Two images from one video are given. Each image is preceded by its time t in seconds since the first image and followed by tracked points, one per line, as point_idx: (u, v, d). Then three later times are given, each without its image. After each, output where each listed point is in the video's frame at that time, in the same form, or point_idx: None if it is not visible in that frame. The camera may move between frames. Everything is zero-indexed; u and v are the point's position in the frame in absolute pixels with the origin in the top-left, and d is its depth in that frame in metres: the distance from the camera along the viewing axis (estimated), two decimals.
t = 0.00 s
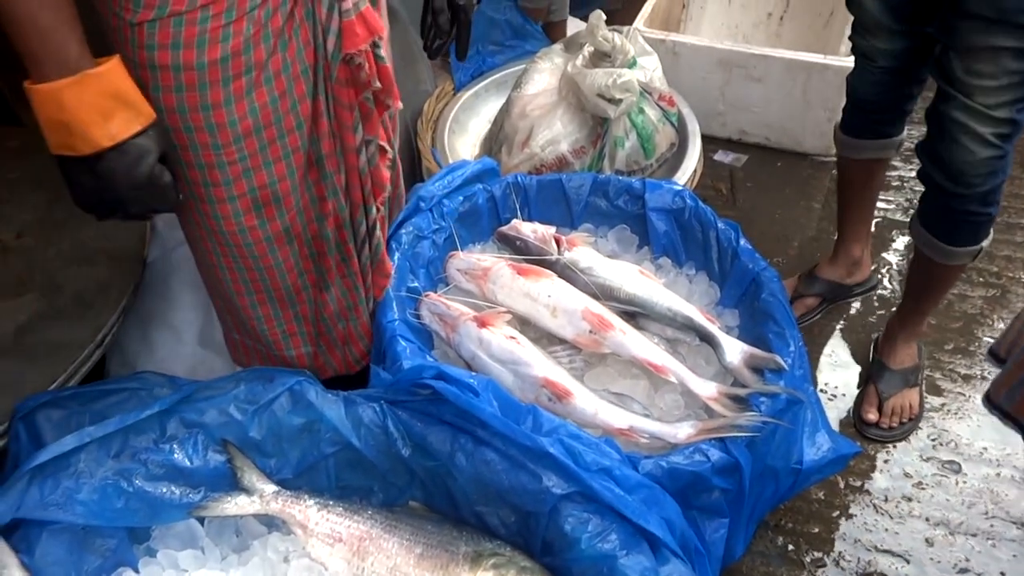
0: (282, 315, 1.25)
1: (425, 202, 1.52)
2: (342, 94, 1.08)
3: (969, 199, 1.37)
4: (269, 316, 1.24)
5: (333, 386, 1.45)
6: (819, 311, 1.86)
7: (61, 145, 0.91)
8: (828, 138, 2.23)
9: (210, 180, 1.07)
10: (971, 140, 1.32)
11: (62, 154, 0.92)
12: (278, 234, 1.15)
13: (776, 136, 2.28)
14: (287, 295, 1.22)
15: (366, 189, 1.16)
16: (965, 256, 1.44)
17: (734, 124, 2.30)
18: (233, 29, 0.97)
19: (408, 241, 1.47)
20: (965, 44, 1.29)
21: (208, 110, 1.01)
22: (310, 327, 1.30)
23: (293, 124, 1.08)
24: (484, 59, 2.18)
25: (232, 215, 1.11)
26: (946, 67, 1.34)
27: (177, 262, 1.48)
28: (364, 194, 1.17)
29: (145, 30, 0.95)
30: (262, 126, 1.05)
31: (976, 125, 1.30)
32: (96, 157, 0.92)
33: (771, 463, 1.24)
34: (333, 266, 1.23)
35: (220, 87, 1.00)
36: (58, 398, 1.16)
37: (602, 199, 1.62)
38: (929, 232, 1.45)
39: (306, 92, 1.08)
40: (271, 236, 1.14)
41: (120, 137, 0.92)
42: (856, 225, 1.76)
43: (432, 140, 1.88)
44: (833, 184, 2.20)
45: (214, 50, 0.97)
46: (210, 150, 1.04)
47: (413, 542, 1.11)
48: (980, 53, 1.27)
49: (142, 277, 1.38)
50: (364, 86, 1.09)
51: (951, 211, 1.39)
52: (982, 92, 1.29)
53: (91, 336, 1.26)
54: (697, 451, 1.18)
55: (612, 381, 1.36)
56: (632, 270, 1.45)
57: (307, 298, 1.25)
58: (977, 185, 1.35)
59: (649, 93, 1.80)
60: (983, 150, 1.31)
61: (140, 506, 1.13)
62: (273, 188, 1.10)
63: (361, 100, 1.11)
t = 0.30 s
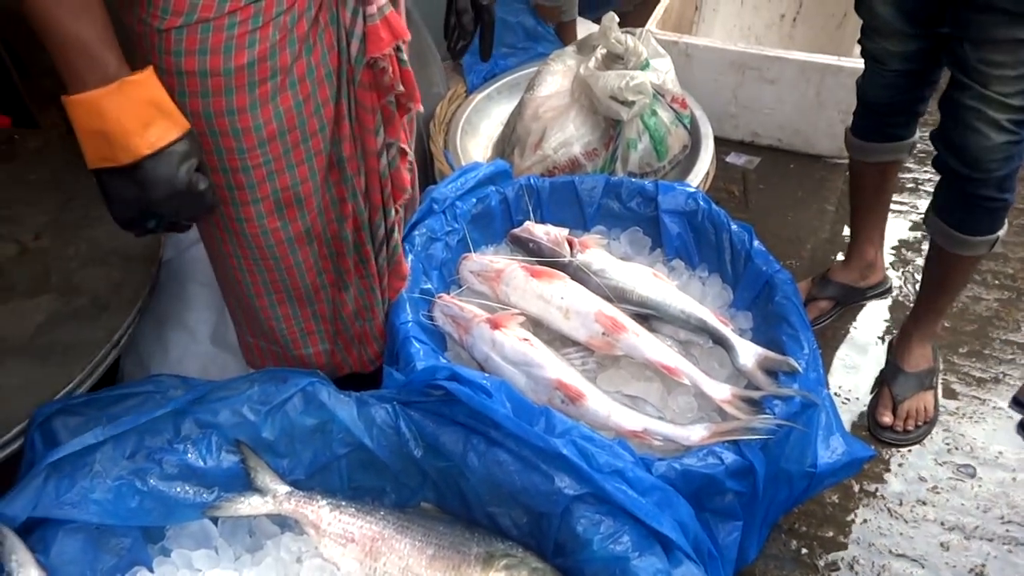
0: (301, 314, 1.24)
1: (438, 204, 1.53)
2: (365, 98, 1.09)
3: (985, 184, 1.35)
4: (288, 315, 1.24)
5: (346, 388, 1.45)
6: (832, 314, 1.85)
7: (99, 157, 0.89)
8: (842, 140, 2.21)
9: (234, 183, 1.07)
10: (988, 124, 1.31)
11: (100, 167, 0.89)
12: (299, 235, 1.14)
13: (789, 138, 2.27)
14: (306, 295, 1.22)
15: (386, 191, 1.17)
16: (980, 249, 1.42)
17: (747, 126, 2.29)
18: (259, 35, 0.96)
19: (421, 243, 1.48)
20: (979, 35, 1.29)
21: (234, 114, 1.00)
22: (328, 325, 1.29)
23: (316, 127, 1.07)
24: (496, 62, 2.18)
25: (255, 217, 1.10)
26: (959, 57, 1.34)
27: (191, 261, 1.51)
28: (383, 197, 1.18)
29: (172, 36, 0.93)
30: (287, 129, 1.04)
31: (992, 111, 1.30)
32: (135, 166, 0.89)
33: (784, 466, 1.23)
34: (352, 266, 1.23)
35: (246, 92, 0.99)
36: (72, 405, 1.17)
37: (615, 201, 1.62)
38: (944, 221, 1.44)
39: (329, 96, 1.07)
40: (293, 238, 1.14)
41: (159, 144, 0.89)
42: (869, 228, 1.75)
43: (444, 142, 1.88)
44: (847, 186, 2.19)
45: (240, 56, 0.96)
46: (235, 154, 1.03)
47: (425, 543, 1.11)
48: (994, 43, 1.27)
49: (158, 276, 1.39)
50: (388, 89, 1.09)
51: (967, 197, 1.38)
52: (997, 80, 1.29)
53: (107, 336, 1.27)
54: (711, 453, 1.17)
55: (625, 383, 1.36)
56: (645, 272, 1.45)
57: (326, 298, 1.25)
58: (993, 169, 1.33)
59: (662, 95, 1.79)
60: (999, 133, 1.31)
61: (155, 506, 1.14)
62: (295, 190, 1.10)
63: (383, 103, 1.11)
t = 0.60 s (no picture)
0: (312, 319, 1.24)
1: (447, 206, 1.53)
2: (379, 102, 1.10)
3: (993, 181, 1.35)
4: (300, 319, 1.23)
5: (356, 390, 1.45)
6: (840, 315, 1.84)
7: (124, 163, 0.87)
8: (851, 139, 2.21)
9: (249, 189, 1.06)
10: (995, 122, 1.30)
11: (124, 174, 0.88)
12: (313, 239, 1.14)
13: (798, 138, 2.26)
14: (318, 299, 1.22)
15: (398, 195, 1.18)
16: (990, 247, 1.41)
17: (755, 126, 2.29)
18: (275, 41, 0.96)
19: (429, 245, 1.48)
20: (987, 34, 1.28)
21: (249, 120, 1.00)
22: (339, 329, 1.29)
23: (330, 132, 1.07)
24: (505, 62, 2.18)
25: (269, 222, 1.10)
26: (966, 55, 1.34)
27: (200, 263, 1.52)
28: (395, 201, 1.18)
29: (188, 42, 0.93)
30: (301, 134, 1.04)
31: (999, 110, 1.29)
32: (161, 171, 0.88)
33: (795, 468, 1.22)
34: (364, 270, 1.23)
35: (261, 98, 0.99)
36: (84, 407, 1.17)
37: (623, 202, 1.61)
38: (953, 220, 1.43)
39: (343, 100, 1.07)
40: (306, 242, 1.14)
41: (185, 148, 0.89)
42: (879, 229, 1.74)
43: (452, 143, 1.89)
44: (855, 186, 2.18)
45: (256, 61, 0.96)
46: (250, 160, 1.03)
47: (437, 545, 1.11)
48: (1002, 42, 1.26)
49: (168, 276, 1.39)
50: (401, 94, 1.11)
51: (976, 195, 1.37)
52: (1004, 79, 1.28)
53: (118, 338, 1.27)
54: (722, 455, 1.17)
55: (634, 384, 1.36)
56: (654, 273, 1.45)
57: (338, 302, 1.24)
58: (1002, 167, 1.33)
59: (671, 96, 1.79)
60: (1005, 130, 1.30)
61: (167, 508, 1.14)
62: (309, 195, 1.09)
63: (397, 108, 1.13)
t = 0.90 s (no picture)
0: (324, 319, 1.24)
1: (452, 205, 1.54)
2: (391, 102, 1.11)
3: (997, 175, 1.35)
4: (312, 320, 1.24)
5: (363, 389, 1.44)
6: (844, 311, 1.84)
7: (137, 171, 0.88)
8: (853, 137, 2.21)
9: (263, 192, 1.07)
10: (997, 117, 1.31)
11: (137, 181, 0.89)
12: (326, 240, 1.14)
13: (801, 136, 2.27)
14: (331, 300, 1.22)
15: (408, 195, 1.19)
16: (993, 242, 1.42)
17: (757, 124, 2.29)
18: (290, 44, 0.96)
19: (435, 244, 1.49)
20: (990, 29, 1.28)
21: (264, 123, 1.00)
22: (351, 330, 1.29)
23: (343, 133, 1.08)
24: (507, 62, 2.19)
25: (283, 224, 1.10)
26: (969, 50, 1.34)
27: (207, 264, 1.53)
28: (404, 200, 1.19)
29: (203, 47, 0.93)
30: (315, 136, 1.04)
31: (1001, 105, 1.30)
32: (175, 178, 0.89)
33: (802, 464, 1.23)
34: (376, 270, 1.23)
35: (276, 101, 0.99)
36: (94, 408, 1.17)
37: (628, 200, 1.62)
38: (956, 215, 1.44)
39: (356, 102, 1.08)
40: (320, 243, 1.14)
41: (198, 155, 0.89)
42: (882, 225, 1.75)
43: (456, 143, 1.89)
44: (858, 183, 2.19)
45: (271, 65, 0.96)
46: (265, 162, 1.04)
47: (446, 542, 1.12)
48: (1005, 38, 1.27)
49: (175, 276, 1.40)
50: (412, 94, 1.12)
51: (979, 189, 1.38)
52: (1006, 75, 1.28)
53: (127, 339, 1.28)
54: (728, 451, 1.17)
55: (640, 381, 1.36)
56: (659, 271, 1.45)
57: (350, 302, 1.25)
58: (1005, 161, 1.33)
59: (674, 94, 1.80)
60: (1007, 125, 1.30)
61: (177, 507, 1.15)
62: (323, 196, 1.10)
63: (408, 107, 1.14)
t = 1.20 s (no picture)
0: (328, 320, 1.24)
1: (447, 203, 1.54)
2: (389, 99, 1.11)
3: (991, 161, 1.36)
4: (316, 321, 1.24)
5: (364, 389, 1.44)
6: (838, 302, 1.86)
7: (151, 176, 0.88)
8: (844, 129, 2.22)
9: (266, 193, 1.06)
10: (990, 104, 1.32)
11: (150, 186, 0.88)
12: (329, 240, 1.14)
13: (791, 129, 2.28)
14: (334, 300, 1.22)
15: (407, 191, 1.19)
16: (987, 227, 1.43)
17: (748, 118, 2.30)
18: (290, 43, 0.96)
19: (431, 242, 1.49)
20: (984, 16, 1.29)
21: (266, 123, 1.00)
22: (353, 329, 1.29)
23: (344, 132, 1.08)
24: (498, 60, 2.19)
25: (286, 225, 1.10)
26: (963, 38, 1.35)
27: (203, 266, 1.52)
28: (403, 197, 1.20)
29: (203, 49, 0.93)
30: (317, 135, 1.04)
31: (995, 92, 1.31)
32: (189, 181, 0.89)
33: (802, 452, 1.23)
34: (377, 269, 1.23)
35: (278, 100, 0.99)
36: (94, 413, 1.17)
37: (622, 195, 1.62)
38: (951, 202, 1.45)
39: (356, 99, 1.08)
40: (323, 243, 1.14)
41: (212, 158, 0.89)
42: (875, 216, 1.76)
43: (449, 142, 1.90)
44: (849, 175, 2.20)
45: (272, 64, 0.96)
46: (267, 163, 1.03)
47: (450, 539, 1.12)
48: (998, 25, 1.27)
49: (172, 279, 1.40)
50: (411, 89, 1.13)
51: (973, 175, 1.39)
52: (999, 61, 1.29)
53: (125, 342, 1.28)
54: (729, 441, 1.18)
55: (639, 374, 1.37)
56: (656, 264, 1.46)
57: (352, 302, 1.25)
58: (998, 147, 1.34)
59: (666, 89, 1.81)
60: (1000, 111, 1.31)
61: (180, 509, 1.14)
62: (325, 196, 1.10)
63: (406, 104, 1.15)
